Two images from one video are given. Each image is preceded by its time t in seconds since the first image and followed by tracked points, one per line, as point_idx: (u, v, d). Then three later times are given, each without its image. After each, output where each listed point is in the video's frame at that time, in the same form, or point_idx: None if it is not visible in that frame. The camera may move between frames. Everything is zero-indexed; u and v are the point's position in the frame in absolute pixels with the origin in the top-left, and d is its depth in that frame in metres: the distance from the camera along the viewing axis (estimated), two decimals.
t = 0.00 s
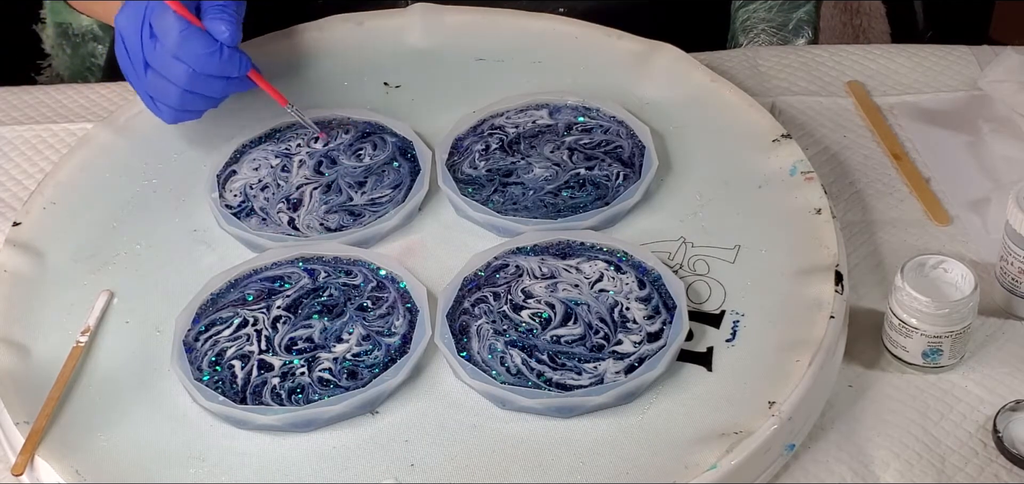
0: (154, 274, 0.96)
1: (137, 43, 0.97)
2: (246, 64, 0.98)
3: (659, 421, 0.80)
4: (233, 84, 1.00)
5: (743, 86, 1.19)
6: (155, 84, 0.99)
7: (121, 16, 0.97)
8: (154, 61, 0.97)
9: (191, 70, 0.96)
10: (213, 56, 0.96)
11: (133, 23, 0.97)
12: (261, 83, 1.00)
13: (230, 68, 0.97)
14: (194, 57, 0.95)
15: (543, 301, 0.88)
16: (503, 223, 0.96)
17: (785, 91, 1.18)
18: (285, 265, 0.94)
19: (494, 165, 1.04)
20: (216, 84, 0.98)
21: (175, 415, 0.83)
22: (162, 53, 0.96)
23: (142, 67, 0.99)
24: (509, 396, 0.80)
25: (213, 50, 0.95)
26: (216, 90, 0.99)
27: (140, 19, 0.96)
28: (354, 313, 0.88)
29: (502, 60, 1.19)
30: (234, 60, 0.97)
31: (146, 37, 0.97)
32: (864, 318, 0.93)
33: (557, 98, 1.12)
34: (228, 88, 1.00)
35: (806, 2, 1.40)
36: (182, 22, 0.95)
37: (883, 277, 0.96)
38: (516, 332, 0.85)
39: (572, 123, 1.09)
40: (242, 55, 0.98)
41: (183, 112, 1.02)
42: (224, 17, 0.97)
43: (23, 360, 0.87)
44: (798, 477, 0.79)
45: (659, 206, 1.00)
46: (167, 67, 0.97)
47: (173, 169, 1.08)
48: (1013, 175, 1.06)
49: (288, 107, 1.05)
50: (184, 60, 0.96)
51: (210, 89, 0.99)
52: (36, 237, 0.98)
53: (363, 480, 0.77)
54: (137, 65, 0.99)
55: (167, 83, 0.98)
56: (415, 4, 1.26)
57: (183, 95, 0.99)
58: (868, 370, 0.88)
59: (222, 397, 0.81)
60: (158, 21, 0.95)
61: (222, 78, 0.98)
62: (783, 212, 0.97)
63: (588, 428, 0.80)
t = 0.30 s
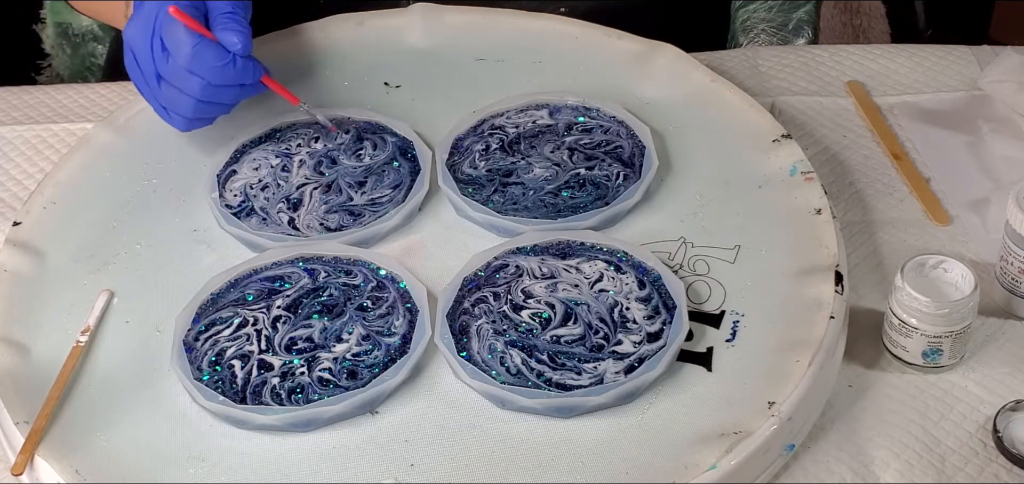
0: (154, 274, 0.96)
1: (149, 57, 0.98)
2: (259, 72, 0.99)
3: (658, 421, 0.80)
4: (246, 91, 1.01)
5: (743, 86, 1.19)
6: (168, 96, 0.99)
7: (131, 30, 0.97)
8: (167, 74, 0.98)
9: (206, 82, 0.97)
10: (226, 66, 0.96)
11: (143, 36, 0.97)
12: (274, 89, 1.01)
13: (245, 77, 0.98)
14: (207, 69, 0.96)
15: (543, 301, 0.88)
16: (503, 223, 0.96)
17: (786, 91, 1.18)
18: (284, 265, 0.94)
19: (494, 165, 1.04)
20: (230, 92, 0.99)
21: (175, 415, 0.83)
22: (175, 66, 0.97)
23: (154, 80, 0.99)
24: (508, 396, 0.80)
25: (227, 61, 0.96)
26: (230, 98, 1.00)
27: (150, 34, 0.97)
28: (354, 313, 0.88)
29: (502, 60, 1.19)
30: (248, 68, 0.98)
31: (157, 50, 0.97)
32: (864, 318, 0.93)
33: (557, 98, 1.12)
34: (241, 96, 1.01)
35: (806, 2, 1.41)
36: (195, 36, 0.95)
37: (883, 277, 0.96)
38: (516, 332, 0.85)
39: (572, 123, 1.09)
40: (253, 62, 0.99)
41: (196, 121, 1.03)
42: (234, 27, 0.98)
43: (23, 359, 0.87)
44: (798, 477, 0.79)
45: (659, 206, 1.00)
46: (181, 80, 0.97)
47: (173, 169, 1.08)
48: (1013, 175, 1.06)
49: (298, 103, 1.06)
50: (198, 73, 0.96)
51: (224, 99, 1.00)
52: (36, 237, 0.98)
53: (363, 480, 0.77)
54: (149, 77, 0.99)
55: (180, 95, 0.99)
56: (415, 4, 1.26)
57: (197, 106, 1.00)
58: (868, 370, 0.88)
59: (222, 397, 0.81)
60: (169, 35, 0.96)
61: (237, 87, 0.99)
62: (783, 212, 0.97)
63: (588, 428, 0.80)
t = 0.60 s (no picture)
0: (154, 274, 0.96)
1: (186, 64, 0.98)
2: (301, 75, 1.00)
3: (658, 421, 0.80)
4: (287, 95, 1.01)
5: (743, 86, 1.19)
6: (208, 101, 1.00)
7: (168, 38, 0.97)
8: (206, 80, 0.98)
9: (248, 88, 0.97)
10: (270, 73, 0.96)
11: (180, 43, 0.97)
12: (315, 92, 1.02)
13: (287, 81, 0.98)
14: (250, 76, 0.96)
15: (543, 301, 0.88)
16: (503, 222, 0.96)
17: (785, 91, 1.18)
18: (284, 265, 0.94)
19: (494, 165, 1.04)
20: (272, 96, 1.00)
21: (175, 415, 0.83)
22: (216, 73, 0.97)
23: (193, 85, 0.99)
24: (508, 396, 0.80)
25: (270, 67, 0.96)
26: (273, 102, 1.00)
27: (186, 41, 0.97)
28: (354, 313, 0.88)
29: (502, 61, 1.19)
30: (290, 73, 0.98)
31: (197, 57, 0.97)
32: (864, 319, 0.93)
33: (557, 98, 1.12)
34: (283, 99, 1.01)
35: (806, 2, 1.41)
36: (236, 44, 0.95)
37: (883, 277, 0.96)
38: (516, 332, 0.85)
39: (571, 123, 1.09)
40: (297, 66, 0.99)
41: (234, 124, 1.03)
42: (275, 32, 0.98)
43: (23, 359, 0.87)
44: (797, 477, 0.79)
45: (658, 206, 1.00)
46: (224, 86, 0.97)
47: (173, 169, 1.08)
48: (1013, 175, 1.06)
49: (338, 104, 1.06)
50: (241, 80, 0.96)
51: (267, 103, 1.00)
52: (36, 237, 0.98)
53: (363, 480, 0.77)
54: (187, 83, 0.99)
55: (220, 100, 0.99)
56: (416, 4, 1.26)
57: (237, 110, 1.00)
58: (868, 370, 0.88)
59: (222, 397, 0.81)
60: (210, 43, 0.95)
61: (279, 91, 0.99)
62: (783, 212, 0.97)
63: (588, 428, 0.80)
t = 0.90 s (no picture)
0: (154, 274, 0.96)
1: (202, 71, 0.98)
2: (318, 81, 0.99)
3: (658, 421, 0.80)
4: (306, 101, 1.01)
5: (743, 86, 1.19)
6: (226, 108, 1.00)
7: (183, 45, 0.98)
8: (224, 87, 0.98)
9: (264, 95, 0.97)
10: (284, 79, 0.96)
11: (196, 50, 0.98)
12: (333, 97, 1.01)
13: (303, 87, 0.97)
14: (265, 83, 0.96)
15: (543, 301, 0.88)
16: (503, 222, 0.96)
17: (785, 91, 1.18)
18: (285, 265, 0.94)
19: (494, 165, 1.04)
20: (290, 102, 0.99)
21: (175, 415, 0.83)
22: (232, 80, 0.97)
23: (210, 93, 0.99)
24: (508, 396, 0.80)
25: (284, 73, 0.96)
26: (290, 107, 1.00)
27: (202, 48, 0.97)
28: (354, 313, 0.88)
29: (502, 61, 1.19)
30: (306, 79, 0.97)
31: (212, 65, 0.97)
32: (864, 319, 0.93)
33: (557, 98, 1.12)
34: (300, 105, 1.01)
35: (806, 2, 1.44)
36: (250, 50, 0.95)
37: (883, 277, 0.96)
38: (516, 332, 0.85)
39: (571, 123, 1.09)
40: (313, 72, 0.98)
41: (254, 129, 1.03)
42: (289, 38, 0.97)
43: (23, 359, 0.87)
44: (798, 477, 0.79)
45: (658, 206, 1.00)
46: (240, 92, 0.98)
47: (173, 169, 1.08)
48: (1013, 175, 1.06)
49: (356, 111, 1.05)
50: (257, 87, 0.96)
51: (283, 108, 1.00)
52: (36, 237, 0.98)
53: (363, 480, 0.77)
54: (204, 90, 0.99)
55: (238, 107, 0.99)
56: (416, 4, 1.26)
57: (255, 116, 1.00)
58: (868, 369, 0.88)
59: (222, 397, 0.81)
60: (225, 50, 0.96)
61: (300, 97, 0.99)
62: (783, 213, 0.97)
63: (588, 428, 0.80)
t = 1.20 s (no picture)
0: (155, 274, 0.96)
1: (171, 77, 0.98)
2: (284, 93, 0.98)
3: (658, 421, 0.80)
4: (272, 112, 0.99)
5: (743, 86, 1.19)
6: (193, 116, 0.99)
7: (155, 51, 0.98)
8: (191, 94, 0.97)
9: (228, 103, 0.96)
10: (248, 87, 0.95)
11: (166, 57, 0.97)
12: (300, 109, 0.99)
13: (267, 96, 0.96)
14: (229, 90, 0.95)
15: (543, 301, 0.88)
16: (503, 222, 0.96)
17: (786, 91, 1.18)
18: (285, 265, 0.94)
19: (494, 165, 1.04)
20: (255, 113, 0.98)
21: (175, 415, 0.83)
22: (198, 86, 0.96)
23: (179, 101, 0.99)
24: (509, 396, 0.80)
25: (248, 81, 0.95)
26: (255, 118, 0.98)
27: (173, 54, 0.97)
28: (354, 313, 0.88)
29: (502, 60, 1.19)
30: (272, 88, 0.96)
31: (181, 71, 0.97)
32: (864, 319, 0.93)
33: (557, 98, 1.12)
34: (267, 116, 0.99)
35: (806, 3, 1.41)
36: (215, 56, 0.95)
37: (883, 277, 0.96)
38: (516, 332, 0.85)
39: (571, 123, 1.09)
40: (279, 82, 0.97)
41: (222, 141, 1.02)
42: (258, 47, 0.97)
43: (23, 359, 0.87)
44: (797, 477, 0.79)
45: (659, 206, 1.00)
46: (205, 99, 0.97)
47: (173, 169, 1.08)
48: (1012, 175, 1.06)
49: (333, 130, 1.04)
50: (220, 93, 0.95)
51: (249, 120, 0.98)
52: (36, 237, 0.98)
53: (362, 480, 0.77)
54: (174, 98, 0.99)
55: (204, 116, 0.98)
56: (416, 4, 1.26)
57: (222, 126, 0.99)
58: (868, 369, 0.88)
59: (222, 397, 0.81)
60: (192, 56, 0.95)
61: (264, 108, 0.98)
62: (783, 213, 0.97)
63: (588, 428, 0.80)
